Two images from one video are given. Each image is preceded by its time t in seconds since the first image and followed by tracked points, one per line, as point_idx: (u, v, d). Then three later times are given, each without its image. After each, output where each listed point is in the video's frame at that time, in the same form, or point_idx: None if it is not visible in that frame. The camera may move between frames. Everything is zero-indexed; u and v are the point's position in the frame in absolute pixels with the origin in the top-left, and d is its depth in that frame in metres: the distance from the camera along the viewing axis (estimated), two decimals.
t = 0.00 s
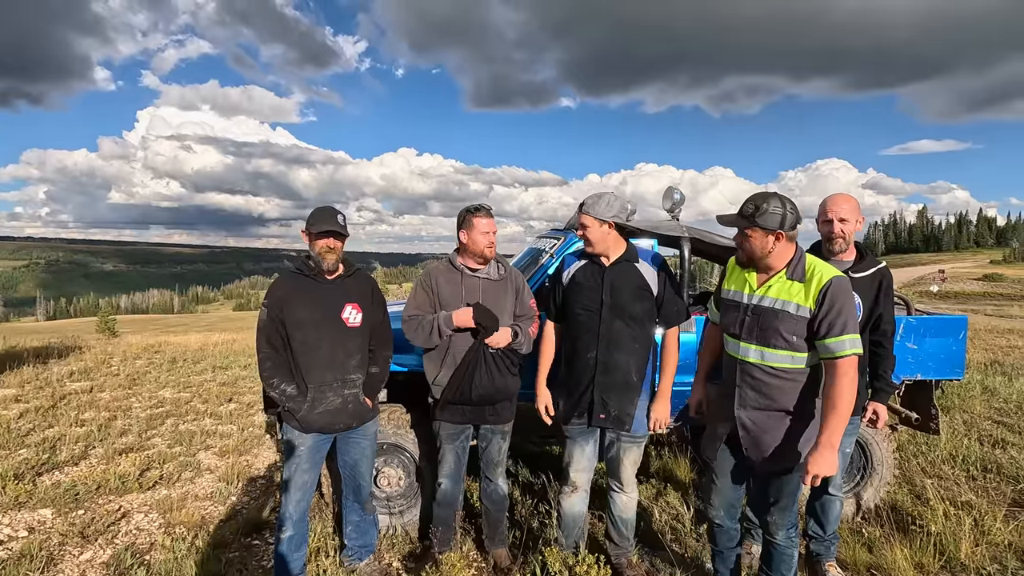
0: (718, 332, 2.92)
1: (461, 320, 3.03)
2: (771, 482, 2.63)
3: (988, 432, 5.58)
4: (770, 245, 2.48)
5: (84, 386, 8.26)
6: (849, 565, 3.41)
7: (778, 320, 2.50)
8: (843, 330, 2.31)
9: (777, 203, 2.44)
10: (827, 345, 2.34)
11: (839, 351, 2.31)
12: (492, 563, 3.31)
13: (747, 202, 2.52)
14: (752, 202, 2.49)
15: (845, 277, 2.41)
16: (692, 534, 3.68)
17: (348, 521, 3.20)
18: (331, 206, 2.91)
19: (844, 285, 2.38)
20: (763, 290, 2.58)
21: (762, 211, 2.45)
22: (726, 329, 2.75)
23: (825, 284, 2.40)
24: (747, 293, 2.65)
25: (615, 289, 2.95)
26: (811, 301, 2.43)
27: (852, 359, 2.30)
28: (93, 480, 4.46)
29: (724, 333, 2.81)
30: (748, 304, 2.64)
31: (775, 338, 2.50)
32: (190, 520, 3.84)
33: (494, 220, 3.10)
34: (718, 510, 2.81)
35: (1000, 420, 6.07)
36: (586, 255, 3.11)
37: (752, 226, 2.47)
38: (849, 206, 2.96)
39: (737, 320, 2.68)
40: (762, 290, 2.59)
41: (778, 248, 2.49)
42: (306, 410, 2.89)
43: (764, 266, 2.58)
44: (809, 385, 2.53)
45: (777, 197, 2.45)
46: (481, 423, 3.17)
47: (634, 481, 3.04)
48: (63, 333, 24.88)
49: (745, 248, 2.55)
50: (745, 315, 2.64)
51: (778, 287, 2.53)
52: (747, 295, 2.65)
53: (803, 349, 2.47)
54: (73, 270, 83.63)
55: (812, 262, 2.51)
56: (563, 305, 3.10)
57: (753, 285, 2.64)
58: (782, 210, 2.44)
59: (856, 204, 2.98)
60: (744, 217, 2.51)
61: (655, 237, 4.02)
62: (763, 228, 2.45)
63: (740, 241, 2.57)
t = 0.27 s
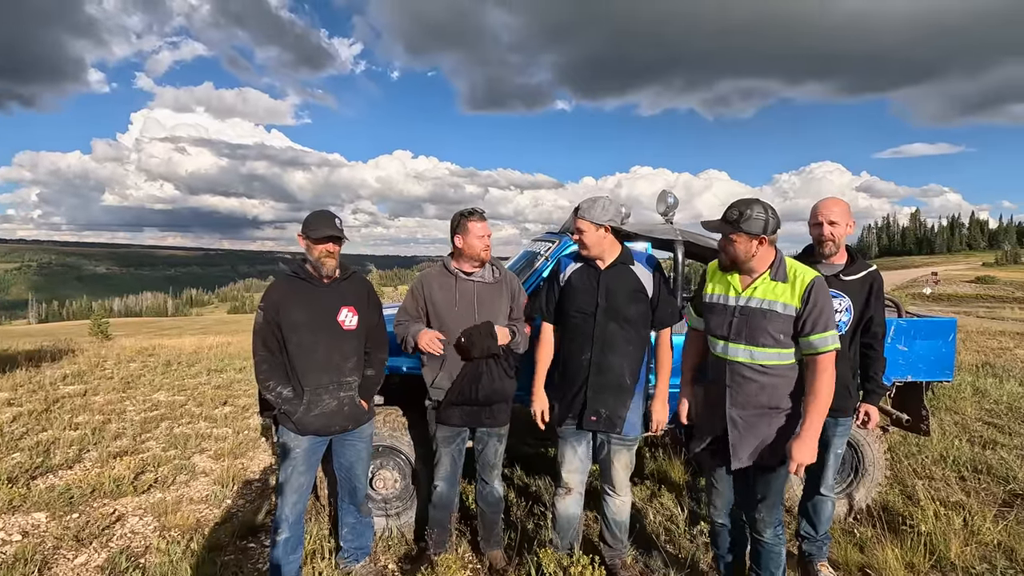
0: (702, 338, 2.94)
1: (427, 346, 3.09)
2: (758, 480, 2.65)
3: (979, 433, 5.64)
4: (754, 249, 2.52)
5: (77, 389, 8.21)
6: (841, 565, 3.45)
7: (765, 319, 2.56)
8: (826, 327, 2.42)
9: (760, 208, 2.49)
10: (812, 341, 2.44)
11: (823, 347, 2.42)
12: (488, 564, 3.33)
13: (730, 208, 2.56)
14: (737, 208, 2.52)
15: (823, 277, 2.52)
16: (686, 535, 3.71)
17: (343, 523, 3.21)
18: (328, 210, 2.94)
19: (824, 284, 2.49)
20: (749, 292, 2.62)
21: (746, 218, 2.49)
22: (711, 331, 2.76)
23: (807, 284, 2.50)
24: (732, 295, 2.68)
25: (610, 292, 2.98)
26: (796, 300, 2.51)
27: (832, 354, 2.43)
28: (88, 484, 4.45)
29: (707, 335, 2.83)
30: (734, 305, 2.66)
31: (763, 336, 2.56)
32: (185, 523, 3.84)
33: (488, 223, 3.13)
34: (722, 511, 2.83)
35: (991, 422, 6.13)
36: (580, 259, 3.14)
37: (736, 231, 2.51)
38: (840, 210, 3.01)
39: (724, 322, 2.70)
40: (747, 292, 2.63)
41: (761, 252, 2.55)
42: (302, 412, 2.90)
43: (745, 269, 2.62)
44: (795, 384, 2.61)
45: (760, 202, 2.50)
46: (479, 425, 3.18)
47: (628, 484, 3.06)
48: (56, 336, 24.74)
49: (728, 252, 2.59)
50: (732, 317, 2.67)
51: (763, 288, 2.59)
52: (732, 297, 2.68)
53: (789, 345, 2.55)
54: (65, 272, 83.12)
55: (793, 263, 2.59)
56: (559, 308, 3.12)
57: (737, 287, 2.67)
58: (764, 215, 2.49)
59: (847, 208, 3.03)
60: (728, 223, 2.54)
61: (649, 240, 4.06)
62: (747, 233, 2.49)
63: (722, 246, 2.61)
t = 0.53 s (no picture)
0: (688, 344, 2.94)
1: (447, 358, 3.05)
2: (747, 483, 2.67)
3: (970, 435, 5.69)
4: (740, 258, 2.60)
5: (68, 393, 8.14)
6: (834, 566, 3.47)
7: (751, 319, 2.60)
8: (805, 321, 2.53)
9: (738, 219, 2.56)
10: (794, 337, 2.54)
11: (804, 340, 2.53)
12: (482, 567, 3.33)
13: (713, 224, 2.58)
14: (722, 224, 2.56)
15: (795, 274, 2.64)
16: (680, 538, 3.72)
17: (338, 527, 3.21)
18: (324, 215, 2.95)
19: (797, 281, 2.60)
20: (730, 296, 2.65)
21: (733, 235, 2.54)
22: (697, 336, 2.78)
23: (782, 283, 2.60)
24: (715, 300, 2.71)
25: (607, 297, 3.00)
26: (776, 298, 2.59)
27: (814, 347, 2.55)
28: (79, 489, 4.41)
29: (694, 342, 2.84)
30: (719, 310, 2.69)
31: (750, 336, 2.61)
32: (178, 528, 3.82)
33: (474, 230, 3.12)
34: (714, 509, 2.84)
35: (982, 424, 6.18)
36: (578, 264, 3.15)
37: (727, 246, 2.55)
38: (831, 214, 3.02)
39: (711, 327, 2.71)
40: (729, 295, 2.66)
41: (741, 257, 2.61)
42: (296, 416, 2.90)
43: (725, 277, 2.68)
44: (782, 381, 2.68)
45: (736, 214, 2.57)
46: (473, 427, 3.19)
47: (623, 487, 3.07)
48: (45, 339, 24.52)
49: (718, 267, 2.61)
50: (717, 321, 2.69)
51: (744, 290, 2.63)
52: (715, 302, 2.71)
53: (774, 342, 2.61)
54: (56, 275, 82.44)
55: (767, 264, 2.68)
56: (556, 314, 3.12)
57: (719, 292, 2.70)
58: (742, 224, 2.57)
59: (839, 213, 3.05)
60: (714, 241, 2.57)
61: (643, 244, 4.08)
62: (735, 245, 2.55)
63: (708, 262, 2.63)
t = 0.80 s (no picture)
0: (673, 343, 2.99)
1: (435, 356, 3.00)
2: (737, 477, 2.69)
3: (950, 432, 5.80)
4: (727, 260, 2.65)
5: (49, 396, 8.01)
6: (817, 563, 3.52)
7: (732, 318, 2.63)
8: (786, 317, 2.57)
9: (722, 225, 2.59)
10: (777, 333, 2.58)
11: (787, 336, 2.57)
12: (470, 568, 3.33)
13: (707, 234, 2.55)
14: (712, 232, 2.55)
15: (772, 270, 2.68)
16: (666, 536, 3.75)
17: (324, 528, 3.19)
18: (311, 215, 2.94)
19: (777, 278, 2.63)
20: (712, 296, 2.68)
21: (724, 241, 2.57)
22: (681, 336, 2.81)
23: (762, 280, 2.63)
24: (696, 301, 2.73)
25: (598, 298, 3.01)
26: (756, 296, 2.63)
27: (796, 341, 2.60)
28: (60, 492, 4.35)
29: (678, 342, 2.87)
30: (701, 310, 2.71)
31: (732, 335, 2.64)
32: (161, 531, 3.78)
33: (461, 231, 3.10)
34: (701, 506, 2.86)
35: (961, 421, 6.30)
36: (569, 263, 3.16)
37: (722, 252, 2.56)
38: (813, 216, 3.07)
39: (693, 327, 2.74)
40: (710, 295, 2.69)
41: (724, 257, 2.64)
42: (282, 418, 2.88)
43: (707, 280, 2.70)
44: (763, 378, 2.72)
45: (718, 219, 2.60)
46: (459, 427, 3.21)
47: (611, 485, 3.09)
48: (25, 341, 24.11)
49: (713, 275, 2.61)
50: (700, 322, 2.71)
51: (725, 290, 2.66)
52: (697, 302, 2.73)
53: (755, 340, 2.66)
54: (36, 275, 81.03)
55: (746, 262, 2.72)
56: (547, 314, 3.15)
57: (700, 292, 2.73)
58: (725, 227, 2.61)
59: (821, 214, 3.09)
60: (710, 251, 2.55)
61: (630, 244, 4.11)
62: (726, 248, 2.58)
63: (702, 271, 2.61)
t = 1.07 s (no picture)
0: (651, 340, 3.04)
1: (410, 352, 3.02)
2: (718, 469, 2.73)
3: (922, 427, 5.94)
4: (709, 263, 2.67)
5: (18, 397, 7.81)
6: (793, 556, 3.57)
7: (710, 320, 2.67)
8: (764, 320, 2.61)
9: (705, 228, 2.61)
10: (755, 335, 2.62)
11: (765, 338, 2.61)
12: (450, 566, 3.32)
13: (695, 238, 2.56)
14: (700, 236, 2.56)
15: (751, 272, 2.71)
16: (645, 532, 3.79)
17: (302, 529, 3.16)
18: (289, 212, 2.90)
19: (756, 280, 2.66)
20: (690, 298, 2.71)
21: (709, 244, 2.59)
22: (659, 335, 2.83)
23: (741, 283, 2.66)
24: (677, 301, 2.75)
25: (579, 296, 3.02)
26: (735, 299, 2.66)
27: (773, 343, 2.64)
28: (29, 496, 4.24)
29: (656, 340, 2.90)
30: (680, 311, 2.74)
31: (709, 335, 2.68)
32: (135, 534, 3.71)
33: (444, 230, 3.08)
34: (683, 499, 2.87)
35: (933, 416, 6.45)
36: (552, 262, 3.16)
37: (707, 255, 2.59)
38: (788, 215, 3.11)
39: (671, 327, 2.77)
40: (689, 296, 2.72)
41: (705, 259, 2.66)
42: (258, 418, 2.85)
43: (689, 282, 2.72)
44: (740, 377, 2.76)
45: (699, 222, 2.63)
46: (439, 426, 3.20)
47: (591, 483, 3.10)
48: None
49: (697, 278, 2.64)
50: (678, 322, 2.74)
51: (704, 293, 2.69)
52: (677, 303, 2.75)
53: (732, 340, 2.70)
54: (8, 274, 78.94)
55: (726, 264, 2.74)
56: (528, 310, 3.15)
57: (680, 294, 2.75)
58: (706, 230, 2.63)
59: (797, 214, 3.14)
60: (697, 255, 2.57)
61: (610, 243, 4.13)
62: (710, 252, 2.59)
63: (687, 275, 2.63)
